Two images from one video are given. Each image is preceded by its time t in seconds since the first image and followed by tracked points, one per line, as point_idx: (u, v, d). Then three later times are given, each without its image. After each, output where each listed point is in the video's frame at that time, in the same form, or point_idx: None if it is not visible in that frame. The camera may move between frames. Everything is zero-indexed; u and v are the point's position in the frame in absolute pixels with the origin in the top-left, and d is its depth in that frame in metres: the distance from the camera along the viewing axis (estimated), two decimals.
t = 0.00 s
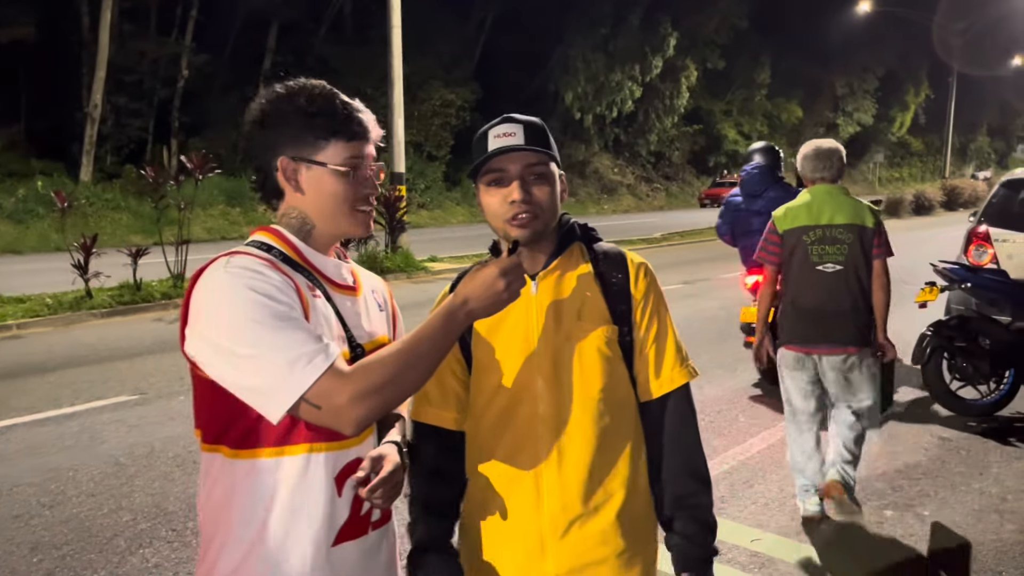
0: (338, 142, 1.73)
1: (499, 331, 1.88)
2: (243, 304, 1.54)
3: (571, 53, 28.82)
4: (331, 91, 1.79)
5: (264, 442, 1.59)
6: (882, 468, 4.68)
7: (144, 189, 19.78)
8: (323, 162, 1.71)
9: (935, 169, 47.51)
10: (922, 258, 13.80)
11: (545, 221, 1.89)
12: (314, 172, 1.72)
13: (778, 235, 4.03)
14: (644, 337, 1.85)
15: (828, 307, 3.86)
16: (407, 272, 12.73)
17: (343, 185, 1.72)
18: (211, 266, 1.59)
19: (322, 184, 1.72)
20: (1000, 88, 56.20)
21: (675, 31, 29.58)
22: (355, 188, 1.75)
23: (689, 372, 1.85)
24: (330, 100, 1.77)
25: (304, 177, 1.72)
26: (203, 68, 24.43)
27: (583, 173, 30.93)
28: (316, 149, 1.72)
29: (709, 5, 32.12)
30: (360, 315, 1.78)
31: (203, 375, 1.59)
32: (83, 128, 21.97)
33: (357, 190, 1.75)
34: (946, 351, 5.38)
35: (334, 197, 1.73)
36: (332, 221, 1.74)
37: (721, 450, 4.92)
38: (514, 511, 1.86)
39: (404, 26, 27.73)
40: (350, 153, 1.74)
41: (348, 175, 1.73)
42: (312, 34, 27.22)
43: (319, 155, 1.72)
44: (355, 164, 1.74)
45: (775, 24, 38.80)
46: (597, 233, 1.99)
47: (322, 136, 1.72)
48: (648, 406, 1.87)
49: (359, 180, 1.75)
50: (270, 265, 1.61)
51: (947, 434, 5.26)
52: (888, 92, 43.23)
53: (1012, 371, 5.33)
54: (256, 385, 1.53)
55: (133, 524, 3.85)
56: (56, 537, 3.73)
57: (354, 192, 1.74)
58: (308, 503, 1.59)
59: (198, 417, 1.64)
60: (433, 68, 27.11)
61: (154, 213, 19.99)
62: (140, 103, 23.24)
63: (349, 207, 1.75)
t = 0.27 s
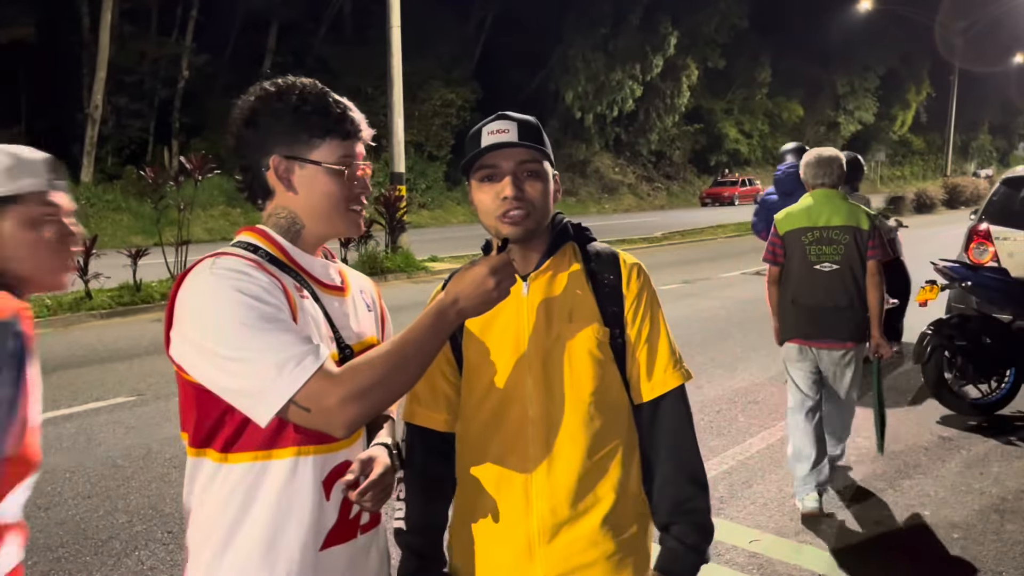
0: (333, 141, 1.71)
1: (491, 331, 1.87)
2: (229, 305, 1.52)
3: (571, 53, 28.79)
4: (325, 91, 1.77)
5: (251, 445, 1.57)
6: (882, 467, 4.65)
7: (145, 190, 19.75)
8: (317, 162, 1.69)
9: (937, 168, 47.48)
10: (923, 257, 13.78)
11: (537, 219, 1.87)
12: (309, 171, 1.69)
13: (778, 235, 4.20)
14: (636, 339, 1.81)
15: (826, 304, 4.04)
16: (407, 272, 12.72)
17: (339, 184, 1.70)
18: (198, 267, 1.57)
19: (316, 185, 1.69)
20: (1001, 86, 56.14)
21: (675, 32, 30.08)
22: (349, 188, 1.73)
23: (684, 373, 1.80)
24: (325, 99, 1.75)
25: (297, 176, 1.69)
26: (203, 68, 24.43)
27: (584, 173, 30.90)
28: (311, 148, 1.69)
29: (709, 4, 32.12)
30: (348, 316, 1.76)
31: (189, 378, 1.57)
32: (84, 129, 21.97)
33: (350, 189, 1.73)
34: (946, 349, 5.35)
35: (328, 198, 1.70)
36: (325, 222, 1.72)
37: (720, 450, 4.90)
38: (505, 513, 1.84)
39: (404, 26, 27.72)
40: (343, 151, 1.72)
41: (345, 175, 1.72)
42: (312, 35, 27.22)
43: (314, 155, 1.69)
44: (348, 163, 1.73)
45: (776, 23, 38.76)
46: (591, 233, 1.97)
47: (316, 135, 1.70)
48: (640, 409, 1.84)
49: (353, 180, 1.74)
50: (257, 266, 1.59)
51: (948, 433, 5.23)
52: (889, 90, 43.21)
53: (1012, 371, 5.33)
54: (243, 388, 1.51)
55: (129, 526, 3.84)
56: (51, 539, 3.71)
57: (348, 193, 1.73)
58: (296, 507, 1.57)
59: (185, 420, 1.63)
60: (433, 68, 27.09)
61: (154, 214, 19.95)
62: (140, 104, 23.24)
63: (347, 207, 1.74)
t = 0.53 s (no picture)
0: (329, 139, 1.69)
1: (489, 332, 1.85)
2: (222, 307, 1.49)
3: (576, 53, 28.74)
4: (321, 90, 1.74)
5: (243, 449, 1.55)
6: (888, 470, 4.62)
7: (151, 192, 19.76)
8: (313, 161, 1.67)
9: (944, 167, 47.27)
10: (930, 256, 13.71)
11: (538, 218, 1.84)
12: (304, 170, 1.67)
13: (793, 224, 4.55)
14: (634, 342, 1.78)
15: (835, 290, 4.39)
16: (412, 272, 12.70)
17: (334, 184, 1.69)
18: (190, 268, 1.55)
19: (312, 185, 1.67)
20: (1009, 84, 55.87)
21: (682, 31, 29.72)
22: (345, 187, 1.71)
23: (685, 378, 1.76)
24: (321, 97, 1.72)
25: (292, 176, 1.67)
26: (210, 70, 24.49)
27: (590, 173, 30.84)
28: (308, 147, 1.67)
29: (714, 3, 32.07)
30: (343, 316, 1.74)
31: (181, 381, 1.55)
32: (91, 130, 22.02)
33: (346, 188, 1.71)
34: (952, 350, 5.32)
35: (323, 198, 1.68)
36: (321, 222, 1.70)
37: (725, 451, 4.86)
38: (501, 517, 1.82)
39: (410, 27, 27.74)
40: (339, 151, 1.71)
41: (342, 173, 1.70)
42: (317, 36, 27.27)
43: (310, 153, 1.67)
44: (345, 162, 1.71)
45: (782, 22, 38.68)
46: (593, 233, 1.93)
47: (312, 133, 1.68)
48: (639, 413, 1.81)
49: (348, 179, 1.72)
50: (251, 267, 1.57)
51: (955, 435, 5.20)
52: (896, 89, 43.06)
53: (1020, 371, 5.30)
54: (234, 391, 1.48)
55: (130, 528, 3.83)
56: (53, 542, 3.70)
57: (343, 192, 1.71)
58: (289, 512, 1.55)
59: (177, 424, 1.61)
60: (439, 68, 27.09)
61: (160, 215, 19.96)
62: (146, 106, 23.30)
63: (343, 208, 1.72)
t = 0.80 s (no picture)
0: (330, 139, 1.68)
1: (493, 333, 1.83)
2: (224, 308, 1.47)
3: (587, 52, 28.73)
4: (322, 90, 1.73)
5: (243, 452, 1.53)
6: (901, 473, 4.57)
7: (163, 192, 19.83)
8: (316, 161, 1.66)
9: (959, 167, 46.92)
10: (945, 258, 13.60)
11: (544, 218, 1.82)
12: (307, 170, 1.66)
13: (813, 223, 4.60)
14: (639, 343, 1.74)
15: (851, 288, 4.42)
16: (422, 273, 12.70)
17: (336, 184, 1.67)
18: (191, 269, 1.54)
19: (314, 185, 1.66)
20: None
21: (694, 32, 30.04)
22: (348, 187, 1.69)
23: (694, 383, 1.72)
24: (322, 98, 1.71)
25: (294, 176, 1.66)
26: (222, 72, 24.61)
27: (601, 173, 30.77)
28: (308, 146, 1.66)
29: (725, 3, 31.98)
30: (345, 318, 1.73)
31: (182, 383, 1.54)
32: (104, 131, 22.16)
33: (348, 188, 1.70)
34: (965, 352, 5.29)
35: (326, 198, 1.67)
36: (323, 222, 1.69)
37: (735, 454, 4.83)
38: (505, 518, 1.80)
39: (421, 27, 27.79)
40: (341, 150, 1.69)
41: (344, 173, 1.69)
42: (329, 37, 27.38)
43: (311, 153, 1.66)
44: (347, 162, 1.70)
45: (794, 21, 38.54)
46: (602, 235, 1.91)
47: (313, 132, 1.66)
48: (646, 417, 1.77)
49: (351, 179, 1.70)
50: (251, 269, 1.55)
51: (968, 437, 5.15)
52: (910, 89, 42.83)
53: None
54: (237, 392, 1.47)
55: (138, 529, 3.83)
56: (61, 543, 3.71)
57: (345, 192, 1.70)
58: (290, 514, 1.54)
59: (178, 426, 1.59)
60: (450, 69, 27.14)
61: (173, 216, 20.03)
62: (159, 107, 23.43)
63: (345, 206, 1.71)
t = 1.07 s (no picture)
0: (339, 140, 1.68)
1: (502, 336, 1.82)
2: (232, 310, 1.47)
3: (602, 53, 28.62)
4: (331, 91, 1.73)
5: (252, 453, 1.53)
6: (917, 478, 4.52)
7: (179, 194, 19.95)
8: (324, 162, 1.66)
9: (979, 168, 46.45)
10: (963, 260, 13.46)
11: (554, 221, 1.81)
12: (316, 171, 1.66)
13: (830, 223, 4.64)
14: (654, 346, 1.74)
15: (868, 286, 4.46)
16: (436, 275, 12.71)
17: (344, 185, 1.67)
18: (199, 270, 1.53)
19: (323, 186, 1.66)
20: None
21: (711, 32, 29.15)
22: (355, 188, 1.69)
23: (708, 385, 1.72)
24: (330, 99, 1.71)
25: (303, 178, 1.66)
26: (238, 73, 24.76)
27: (616, 175, 30.66)
28: (316, 147, 1.66)
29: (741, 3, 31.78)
30: (352, 321, 1.73)
31: (189, 386, 1.53)
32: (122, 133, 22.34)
33: (356, 190, 1.69)
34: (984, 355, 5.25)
35: (332, 199, 1.66)
36: (331, 223, 1.68)
37: (749, 458, 4.79)
38: (515, 523, 1.78)
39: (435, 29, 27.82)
40: (349, 150, 1.69)
41: (352, 174, 1.68)
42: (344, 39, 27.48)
43: (320, 154, 1.66)
44: (355, 163, 1.69)
45: (811, 21, 38.27)
46: (613, 237, 1.89)
47: (322, 134, 1.66)
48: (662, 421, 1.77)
49: (359, 181, 1.70)
50: (259, 270, 1.55)
51: (986, 442, 5.08)
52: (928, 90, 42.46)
53: None
54: (245, 394, 1.46)
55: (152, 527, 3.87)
56: (76, 540, 3.73)
57: (353, 193, 1.69)
58: (298, 516, 1.53)
59: (186, 428, 1.58)
60: (464, 71, 27.16)
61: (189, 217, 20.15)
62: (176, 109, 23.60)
63: (353, 209, 1.70)
